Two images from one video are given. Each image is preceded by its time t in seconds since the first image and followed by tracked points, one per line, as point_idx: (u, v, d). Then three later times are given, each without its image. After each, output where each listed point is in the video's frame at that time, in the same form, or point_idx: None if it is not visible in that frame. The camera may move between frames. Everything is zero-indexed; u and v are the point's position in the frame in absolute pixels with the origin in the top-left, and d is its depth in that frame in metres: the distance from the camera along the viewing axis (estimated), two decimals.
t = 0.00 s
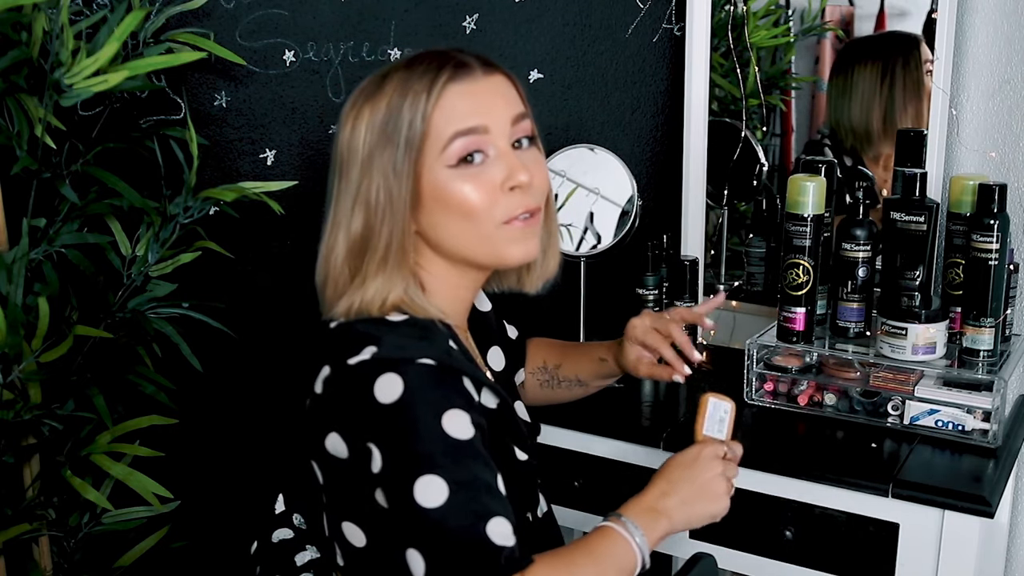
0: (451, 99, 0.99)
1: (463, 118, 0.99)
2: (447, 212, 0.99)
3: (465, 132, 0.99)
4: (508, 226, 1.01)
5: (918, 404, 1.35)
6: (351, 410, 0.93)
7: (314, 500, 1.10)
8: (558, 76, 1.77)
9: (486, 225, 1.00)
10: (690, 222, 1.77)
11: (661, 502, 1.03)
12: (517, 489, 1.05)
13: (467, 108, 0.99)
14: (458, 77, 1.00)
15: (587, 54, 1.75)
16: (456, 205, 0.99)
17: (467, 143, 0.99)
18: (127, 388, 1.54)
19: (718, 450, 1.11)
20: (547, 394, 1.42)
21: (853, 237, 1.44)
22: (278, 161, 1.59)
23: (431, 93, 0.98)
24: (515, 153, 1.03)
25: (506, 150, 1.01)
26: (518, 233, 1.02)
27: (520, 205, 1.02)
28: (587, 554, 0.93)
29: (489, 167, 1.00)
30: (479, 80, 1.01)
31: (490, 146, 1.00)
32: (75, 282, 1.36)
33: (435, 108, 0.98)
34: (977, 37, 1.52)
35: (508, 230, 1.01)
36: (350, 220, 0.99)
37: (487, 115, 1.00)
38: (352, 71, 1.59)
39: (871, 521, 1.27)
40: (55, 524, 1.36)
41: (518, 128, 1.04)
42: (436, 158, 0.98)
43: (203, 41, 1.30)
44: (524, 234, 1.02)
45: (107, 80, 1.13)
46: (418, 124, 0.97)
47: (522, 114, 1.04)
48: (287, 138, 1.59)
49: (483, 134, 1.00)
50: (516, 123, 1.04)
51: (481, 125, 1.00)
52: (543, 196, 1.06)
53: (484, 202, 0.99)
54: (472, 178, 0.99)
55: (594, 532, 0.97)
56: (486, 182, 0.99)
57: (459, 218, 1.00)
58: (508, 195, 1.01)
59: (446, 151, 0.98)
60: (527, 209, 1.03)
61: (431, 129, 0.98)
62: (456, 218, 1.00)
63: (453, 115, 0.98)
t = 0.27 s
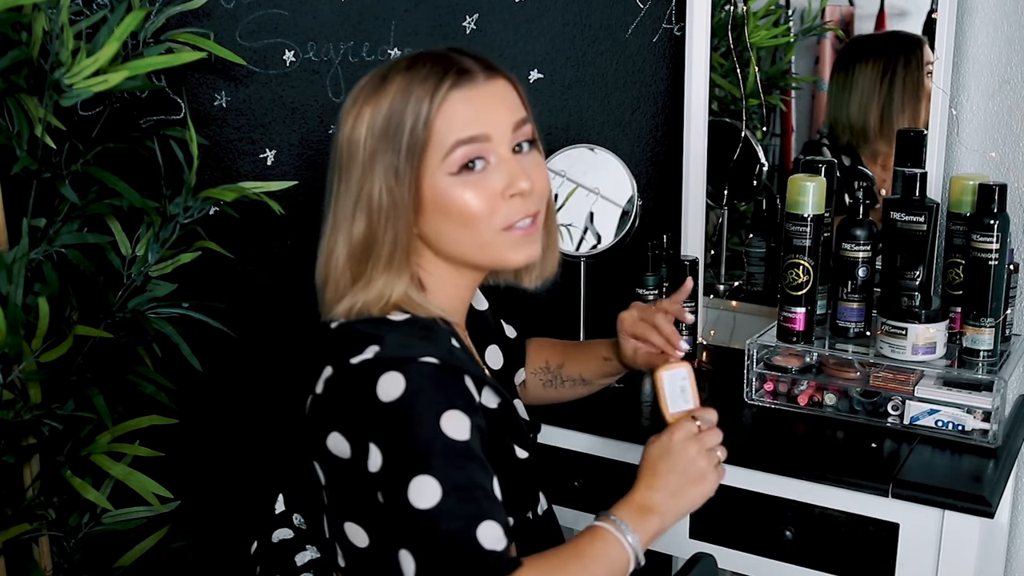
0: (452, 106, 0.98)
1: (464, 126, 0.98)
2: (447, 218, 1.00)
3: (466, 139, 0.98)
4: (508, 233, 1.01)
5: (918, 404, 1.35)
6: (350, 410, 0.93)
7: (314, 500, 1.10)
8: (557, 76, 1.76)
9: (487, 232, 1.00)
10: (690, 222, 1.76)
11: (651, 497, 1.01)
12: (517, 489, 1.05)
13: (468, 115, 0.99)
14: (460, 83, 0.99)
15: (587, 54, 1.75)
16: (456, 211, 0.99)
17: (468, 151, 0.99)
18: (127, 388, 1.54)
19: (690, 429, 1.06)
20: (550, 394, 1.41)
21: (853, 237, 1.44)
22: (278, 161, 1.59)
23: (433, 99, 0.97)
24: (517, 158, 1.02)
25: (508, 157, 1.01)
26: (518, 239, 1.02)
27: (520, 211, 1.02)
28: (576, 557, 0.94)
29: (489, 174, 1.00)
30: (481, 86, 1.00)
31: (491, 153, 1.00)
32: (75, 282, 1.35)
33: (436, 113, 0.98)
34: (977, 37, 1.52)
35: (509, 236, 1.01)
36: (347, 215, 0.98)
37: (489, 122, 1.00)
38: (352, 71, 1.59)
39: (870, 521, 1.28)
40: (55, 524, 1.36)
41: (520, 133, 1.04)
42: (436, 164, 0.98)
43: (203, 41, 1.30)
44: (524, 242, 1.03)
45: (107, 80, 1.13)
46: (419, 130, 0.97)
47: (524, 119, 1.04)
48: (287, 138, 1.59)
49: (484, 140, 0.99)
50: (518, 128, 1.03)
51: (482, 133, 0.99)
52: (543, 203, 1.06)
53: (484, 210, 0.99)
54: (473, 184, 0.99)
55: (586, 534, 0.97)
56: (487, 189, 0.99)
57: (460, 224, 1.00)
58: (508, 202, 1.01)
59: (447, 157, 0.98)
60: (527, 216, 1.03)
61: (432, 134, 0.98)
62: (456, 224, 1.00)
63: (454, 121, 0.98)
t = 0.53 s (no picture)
0: (453, 104, 0.98)
1: (465, 124, 0.98)
2: (449, 217, 0.99)
3: (467, 137, 0.98)
4: (510, 230, 1.02)
5: (918, 404, 1.36)
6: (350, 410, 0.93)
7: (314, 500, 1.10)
8: (558, 76, 1.77)
9: (489, 229, 1.00)
10: (690, 223, 1.76)
11: (656, 500, 1.01)
12: (517, 489, 1.05)
13: (469, 113, 0.99)
14: (460, 82, 0.99)
15: (587, 54, 1.75)
16: (458, 209, 0.99)
17: (469, 148, 0.99)
18: (128, 388, 1.54)
19: (701, 438, 1.07)
20: (547, 393, 1.41)
21: (853, 237, 1.44)
22: (278, 161, 1.59)
23: (433, 97, 0.97)
24: (517, 156, 1.03)
25: (508, 154, 1.01)
26: (519, 237, 1.02)
27: (521, 209, 1.02)
28: (582, 558, 0.93)
29: (491, 172, 1.00)
30: (480, 84, 1.01)
31: (492, 151, 1.00)
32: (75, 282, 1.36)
33: (437, 112, 0.98)
34: (977, 37, 1.52)
35: (510, 234, 1.02)
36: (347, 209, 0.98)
37: (489, 119, 1.00)
38: (352, 71, 1.59)
39: (870, 521, 1.27)
40: (55, 524, 1.36)
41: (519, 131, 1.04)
42: (438, 163, 0.98)
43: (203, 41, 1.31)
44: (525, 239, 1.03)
45: (106, 80, 1.12)
46: (420, 129, 0.97)
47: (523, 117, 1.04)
48: (287, 138, 1.59)
49: (485, 138, 1.00)
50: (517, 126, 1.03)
51: (483, 130, 0.99)
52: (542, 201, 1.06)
53: (486, 207, 1.00)
54: (475, 182, 0.99)
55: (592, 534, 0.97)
56: (489, 187, 0.99)
57: (462, 222, 1.00)
58: (509, 199, 1.01)
59: (448, 155, 0.98)
60: (528, 213, 1.03)
61: (433, 134, 0.98)
62: (458, 222, 1.00)
63: (455, 119, 0.98)
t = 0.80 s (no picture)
0: (454, 104, 0.98)
1: (467, 122, 0.99)
2: (455, 215, 0.99)
3: (470, 135, 0.99)
4: (517, 226, 1.01)
5: (918, 404, 1.36)
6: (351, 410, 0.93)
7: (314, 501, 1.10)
8: (558, 76, 1.76)
9: (495, 226, 1.00)
10: (690, 224, 1.76)
11: (620, 462, 1.00)
12: (517, 489, 1.05)
13: (471, 111, 0.99)
14: (460, 81, 0.99)
15: (587, 54, 1.75)
16: (464, 207, 0.99)
17: (472, 146, 0.99)
18: (128, 388, 1.54)
19: (636, 382, 1.03)
20: (543, 385, 1.40)
21: (853, 237, 1.44)
22: (278, 161, 1.59)
23: (435, 97, 0.98)
24: (520, 153, 1.03)
25: (511, 151, 1.01)
26: (527, 232, 1.02)
27: (527, 205, 1.02)
28: (554, 545, 0.93)
29: (495, 169, 1.00)
30: (481, 81, 1.01)
31: (495, 148, 1.00)
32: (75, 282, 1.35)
33: (440, 111, 0.98)
34: (977, 37, 1.52)
35: (517, 230, 1.01)
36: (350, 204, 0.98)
37: (491, 117, 1.00)
38: (352, 71, 1.59)
39: (870, 521, 1.28)
40: (55, 524, 1.36)
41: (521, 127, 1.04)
42: (443, 161, 0.98)
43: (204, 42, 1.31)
44: (532, 235, 1.03)
45: (107, 80, 1.12)
46: (423, 129, 0.97)
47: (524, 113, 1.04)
48: (287, 138, 1.59)
49: (488, 136, 1.00)
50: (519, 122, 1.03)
51: (485, 128, 1.00)
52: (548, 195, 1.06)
53: (492, 204, 0.99)
54: (480, 179, 0.99)
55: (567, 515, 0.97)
56: (494, 184, 1.00)
57: (468, 220, 1.00)
58: (515, 195, 1.01)
59: (453, 154, 0.98)
60: (534, 208, 1.03)
61: (436, 133, 0.98)
62: (465, 220, 0.99)
63: (458, 117, 0.98)
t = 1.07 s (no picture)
0: (453, 106, 0.98)
1: (466, 125, 0.98)
2: (448, 218, 0.99)
3: (467, 138, 0.98)
4: (508, 232, 1.01)
5: (918, 404, 1.35)
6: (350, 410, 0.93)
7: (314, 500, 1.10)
8: (557, 77, 1.77)
9: (487, 231, 1.00)
10: (690, 224, 1.76)
11: (643, 482, 1.00)
12: (517, 489, 1.05)
13: (470, 114, 0.98)
14: (460, 83, 0.99)
15: (587, 54, 1.75)
16: (457, 211, 0.99)
17: (469, 150, 0.98)
18: (128, 388, 1.54)
19: (673, 408, 1.04)
20: (547, 391, 1.40)
21: (853, 237, 1.44)
22: (278, 161, 1.59)
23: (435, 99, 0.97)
24: (516, 158, 1.02)
25: (508, 156, 1.01)
26: (518, 240, 1.02)
27: (520, 212, 1.02)
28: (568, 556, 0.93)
29: (490, 174, 1.00)
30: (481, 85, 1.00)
31: (492, 153, 1.00)
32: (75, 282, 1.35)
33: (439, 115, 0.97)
34: (977, 37, 1.52)
35: (508, 237, 1.01)
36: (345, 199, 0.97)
37: (490, 121, 1.00)
38: (352, 71, 1.59)
39: (870, 521, 1.27)
40: (55, 524, 1.36)
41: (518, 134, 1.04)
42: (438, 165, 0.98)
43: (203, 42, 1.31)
44: (523, 242, 1.03)
45: (106, 80, 1.12)
46: (421, 130, 0.97)
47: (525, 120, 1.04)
48: (287, 138, 1.59)
49: (486, 141, 0.99)
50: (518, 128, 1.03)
51: (483, 132, 0.99)
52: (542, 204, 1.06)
53: (485, 209, 0.99)
54: (474, 185, 0.99)
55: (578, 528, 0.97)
56: (488, 189, 0.99)
57: (460, 224, 1.00)
58: (508, 201, 1.01)
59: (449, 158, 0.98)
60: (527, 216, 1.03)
61: (434, 135, 0.97)
62: (457, 224, 0.99)
63: (456, 122, 0.98)
